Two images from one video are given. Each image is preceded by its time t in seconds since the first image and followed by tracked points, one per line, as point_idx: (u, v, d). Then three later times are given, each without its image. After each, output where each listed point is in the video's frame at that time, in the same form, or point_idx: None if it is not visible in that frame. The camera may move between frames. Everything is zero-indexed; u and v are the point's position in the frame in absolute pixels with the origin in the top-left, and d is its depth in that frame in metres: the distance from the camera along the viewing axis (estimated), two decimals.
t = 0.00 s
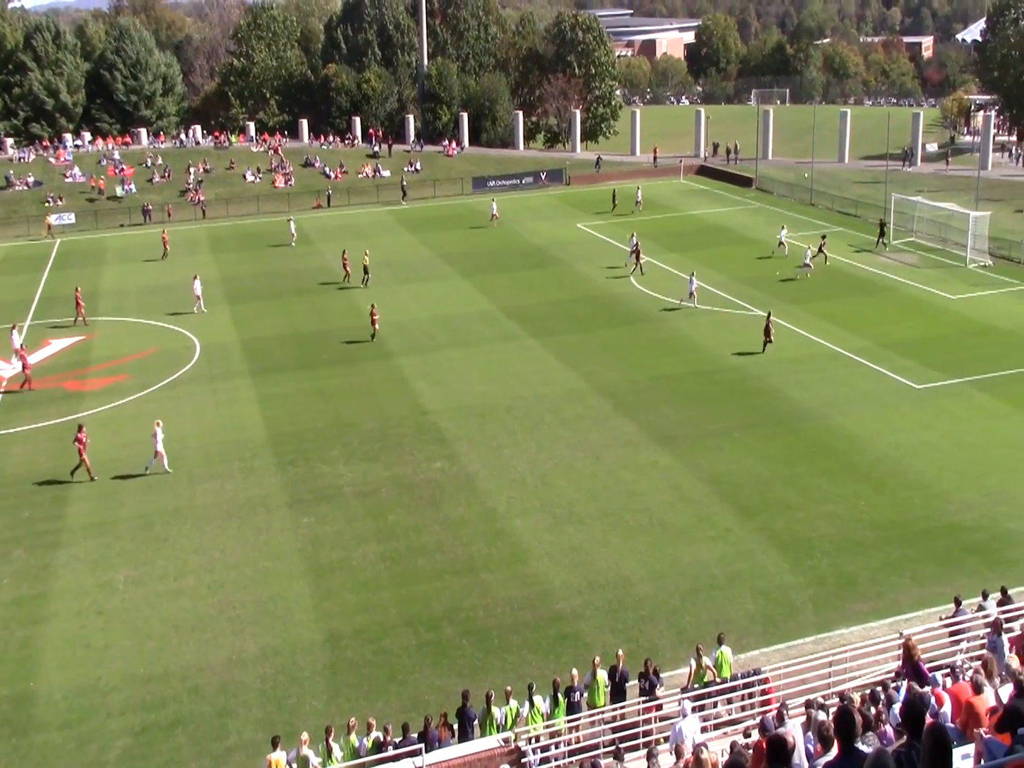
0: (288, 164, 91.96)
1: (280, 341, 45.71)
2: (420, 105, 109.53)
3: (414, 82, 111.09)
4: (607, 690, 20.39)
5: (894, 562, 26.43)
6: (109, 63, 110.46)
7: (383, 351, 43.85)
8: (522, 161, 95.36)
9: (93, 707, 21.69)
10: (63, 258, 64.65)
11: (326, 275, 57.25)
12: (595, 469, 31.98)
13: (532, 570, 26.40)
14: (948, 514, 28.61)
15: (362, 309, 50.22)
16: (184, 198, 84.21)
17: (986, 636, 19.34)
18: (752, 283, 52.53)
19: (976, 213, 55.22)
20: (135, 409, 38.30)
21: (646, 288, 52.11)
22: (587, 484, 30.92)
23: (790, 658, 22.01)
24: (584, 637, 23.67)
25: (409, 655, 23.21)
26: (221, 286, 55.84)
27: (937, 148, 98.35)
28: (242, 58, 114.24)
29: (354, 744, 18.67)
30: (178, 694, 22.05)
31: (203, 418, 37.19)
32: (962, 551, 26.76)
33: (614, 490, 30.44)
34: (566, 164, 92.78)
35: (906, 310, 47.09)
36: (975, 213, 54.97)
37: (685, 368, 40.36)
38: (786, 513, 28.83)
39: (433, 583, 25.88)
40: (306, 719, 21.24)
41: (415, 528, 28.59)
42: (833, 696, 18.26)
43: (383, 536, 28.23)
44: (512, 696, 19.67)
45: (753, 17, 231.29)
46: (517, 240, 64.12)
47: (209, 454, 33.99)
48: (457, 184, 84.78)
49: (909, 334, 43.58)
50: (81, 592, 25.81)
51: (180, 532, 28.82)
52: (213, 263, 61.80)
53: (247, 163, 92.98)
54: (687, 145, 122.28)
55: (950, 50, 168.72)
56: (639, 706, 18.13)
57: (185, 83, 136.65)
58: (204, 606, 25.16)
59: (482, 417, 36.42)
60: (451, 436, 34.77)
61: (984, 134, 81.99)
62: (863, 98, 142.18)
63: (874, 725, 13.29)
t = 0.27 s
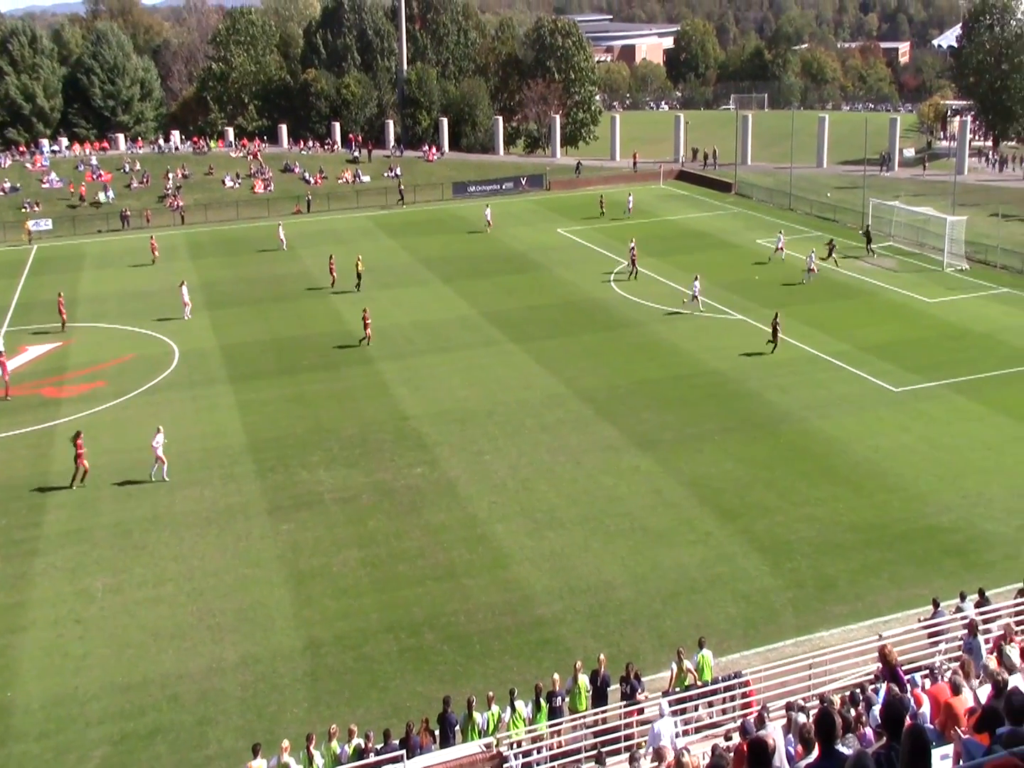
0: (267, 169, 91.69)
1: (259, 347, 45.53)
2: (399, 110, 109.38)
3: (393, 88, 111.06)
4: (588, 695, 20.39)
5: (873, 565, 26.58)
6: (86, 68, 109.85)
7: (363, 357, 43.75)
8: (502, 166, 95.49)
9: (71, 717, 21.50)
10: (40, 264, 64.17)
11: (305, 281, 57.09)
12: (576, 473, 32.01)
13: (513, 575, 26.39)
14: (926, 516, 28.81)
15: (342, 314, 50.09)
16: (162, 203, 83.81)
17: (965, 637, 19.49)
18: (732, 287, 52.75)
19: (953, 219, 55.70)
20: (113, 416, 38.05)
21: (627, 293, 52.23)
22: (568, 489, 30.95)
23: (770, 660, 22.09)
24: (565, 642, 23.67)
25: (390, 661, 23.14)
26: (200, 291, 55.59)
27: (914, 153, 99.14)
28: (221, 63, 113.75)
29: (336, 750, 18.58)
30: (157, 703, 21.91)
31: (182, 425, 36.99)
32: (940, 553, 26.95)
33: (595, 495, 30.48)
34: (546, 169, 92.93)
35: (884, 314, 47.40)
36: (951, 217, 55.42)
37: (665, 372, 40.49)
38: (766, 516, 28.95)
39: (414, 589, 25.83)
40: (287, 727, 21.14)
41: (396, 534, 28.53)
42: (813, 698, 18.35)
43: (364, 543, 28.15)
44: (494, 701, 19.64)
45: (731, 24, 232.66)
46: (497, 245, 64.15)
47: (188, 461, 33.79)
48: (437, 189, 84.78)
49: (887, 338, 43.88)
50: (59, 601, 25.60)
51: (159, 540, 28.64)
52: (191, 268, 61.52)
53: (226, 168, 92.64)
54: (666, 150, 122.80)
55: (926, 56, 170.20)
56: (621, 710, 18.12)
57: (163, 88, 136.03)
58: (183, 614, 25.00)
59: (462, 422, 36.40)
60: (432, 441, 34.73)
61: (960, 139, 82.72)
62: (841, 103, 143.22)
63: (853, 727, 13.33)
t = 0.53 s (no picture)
0: (264, 172, 91.74)
1: (256, 351, 45.52)
2: (396, 114, 109.45)
3: (390, 92, 111.15)
4: (586, 699, 20.42)
5: (870, 569, 26.61)
6: (82, 72, 109.84)
7: (360, 361, 43.74)
8: (499, 169, 95.56)
9: (67, 721, 21.48)
10: (37, 268, 64.14)
11: (302, 284, 57.08)
12: (573, 477, 32.02)
13: (510, 579, 26.39)
14: (923, 520, 28.84)
15: (339, 318, 50.08)
16: (158, 207, 83.78)
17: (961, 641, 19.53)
18: (729, 291, 52.78)
19: (949, 222, 55.80)
20: (110, 421, 38.02)
21: (624, 297, 52.25)
22: (565, 493, 30.96)
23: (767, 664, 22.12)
24: (562, 646, 23.68)
25: (387, 666, 23.12)
26: (197, 296, 55.56)
27: (910, 157, 99.36)
28: (217, 67, 113.74)
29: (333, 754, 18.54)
30: (154, 707, 21.89)
31: (178, 429, 36.95)
32: (937, 556, 26.99)
33: (592, 499, 30.49)
34: (542, 173, 92.99)
35: (881, 318, 47.46)
36: (947, 221, 55.53)
37: (662, 376, 40.52)
38: (763, 520, 28.98)
39: (411, 594, 25.82)
40: (284, 731, 21.13)
41: (392, 538, 28.52)
42: (810, 702, 18.37)
43: (361, 547, 28.14)
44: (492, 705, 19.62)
45: (728, 28, 233.15)
46: (494, 249, 64.19)
47: (185, 465, 33.77)
48: (434, 192, 84.81)
49: (882, 342, 43.88)
50: (56, 605, 25.57)
51: (155, 544, 28.61)
52: (188, 272, 61.50)
53: (223, 172, 92.65)
54: (662, 154, 123.01)
55: (921, 60, 170.73)
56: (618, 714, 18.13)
57: (159, 92, 135.97)
58: (180, 618, 24.98)
59: (459, 426, 36.41)
60: (428, 445, 34.74)
61: (956, 143, 82.92)
62: (837, 107, 143.51)
63: (850, 730, 13.38)
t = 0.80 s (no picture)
0: (260, 176, 91.74)
1: (252, 355, 45.49)
2: (392, 118, 109.49)
3: (386, 95, 111.25)
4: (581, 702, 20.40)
5: (866, 570, 26.65)
6: (77, 76, 109.81)
7: (356, 364, 43.73)
8: (495, 173, 95.63)
9: (63, 726, 21.43)
10: (33, 272, 64.09)
11: (298, 288, 57.07)
12: (569, 480, 32.02)
13: (506, 582, 26.38)
14: (918, 521, 28.87)
15: (335, 322, 50.07)
16: (154, 211, 83.71)
17: (958, 643, 19.52)
18: (725, 294, 52.79)
19: (944, 224, 55.87)
20: (106, 425, 37.97)
21: (620, 300, 52.24)
22: (561, 496, 30.95)
23: (764, 667, 22.11)
24: (558, 649, 23.67)
25: (383, 669, 23.09)
26: (192, 299, 55.51)
27: (906, 159, 99.53)
28: (213, 71, 113.72)
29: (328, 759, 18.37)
30: (150, 711, 21.84)
31: (174, 433, 36.91)
32: (932, 558, 27.01)
33: (588, 502, 30.50)
34: (539, 176, 93.03)
35: (876, 320, 47.51)
36: (942, 223, 55.60)
37: (658, 379, 40.54)
38: (759, 522, 29.00)
39: (407, 597, 25.80)
40: (280, 735, 21.10)
41: (388, 541, 28.51)
42: (806, 704, 18.37)
43: (357, 550, 28.11)
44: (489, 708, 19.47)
45: (724, 31, 233.62)
46: (490, 252, 64.22)
47: (180, 469, 33.72)
48: (431, 196, 84.75)
49: (877, 344, 43.91)
50: (51, 610, 25.53)
51: (151, 548, 28.57)
52: (184, 276, 61.46)
53: (219, 176, 92.62)
54: (658, 157, 123.19)
55: (917, 63, 171.22)
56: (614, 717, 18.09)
57: (155, 95, 135.96)
58: (176, 623, 24.94)
59: (456, 429, 36.40)
60: (424, 449, 34.72)
61: (951, 145, 83.05)
62: (832, 110, 143.78)
63: (846, 732, 13.39)
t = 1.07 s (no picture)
0: (248, 178, 91.54)
1: (240, 358, 45.35)
2: (380, 120, 109.42)
3: (374, 97, 111.20)
4: (571, 704, 20.37)
5: (854, 571, 26.73)
6: (64, 78, 109.40)
7: (344, 367, 43.63)
8: (483, 175, 95.66)
9: (50, 731, 21.32)
10: (19, 274, 63.77)
11: (286, 290, 56.96)
12: (558, 482, 32.03)
13: (495, 584, 26.35)
14: (906, 522, 28.97)
15: (324, 324, 49.96)
16: (142, 213, 83.43)
17: (945, 644, 19.61)
18: (712, 296, 52.89)
19: (931, 227, 56.08)
20: (92, 428, 37.79)
21: (609, 302, 52.27)
22: (550, 498, 30.94)
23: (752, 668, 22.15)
24: (548, 651, 23.67)
25: (372, 672, 23.04)
26: (180, 302, 55.33)
27: (893, 162, 99.99)
28: (201, 73, 113.43)
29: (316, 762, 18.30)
30: (137, 715, 21.75)
31: (162, 436, 36.77)
32: (920, 559, 27.10)
33: (577, 504, 30.50)
34: (527, 179, 93.08)
35: (864, 322, 47.66)
36: (929, 226, 55.80)
37: (646, 381, 40.58)
38: (747, 523, 29.05)
39: (396, 599, 25.76)
40: (269, 739, 21.03)
41: (377, 544, 28.46)
42: (794, 706, 18.41)
43: (346, 553, 28.05)
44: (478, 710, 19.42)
45: (712, 34, 234.34)
46: (478, 254, 64.21)
47: (168, 472, 33.59)
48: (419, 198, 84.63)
49: (864, 346, 44.03)
50: (37, 614, 25.40)
51: (139, 551, 28.46)
52: (172, 279, 61.27)
53: (206, 178, 92.40)
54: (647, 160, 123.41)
55: (904, 67, 172.05)
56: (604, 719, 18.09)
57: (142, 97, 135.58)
58: (163, 626, 24.84)
59: (445, 432, 36.37)
60: (413, 451, 34.70)
61: (938, 148, 83.46)
62: (820, 113, 144.35)
63: (834, 733, 13.41)
